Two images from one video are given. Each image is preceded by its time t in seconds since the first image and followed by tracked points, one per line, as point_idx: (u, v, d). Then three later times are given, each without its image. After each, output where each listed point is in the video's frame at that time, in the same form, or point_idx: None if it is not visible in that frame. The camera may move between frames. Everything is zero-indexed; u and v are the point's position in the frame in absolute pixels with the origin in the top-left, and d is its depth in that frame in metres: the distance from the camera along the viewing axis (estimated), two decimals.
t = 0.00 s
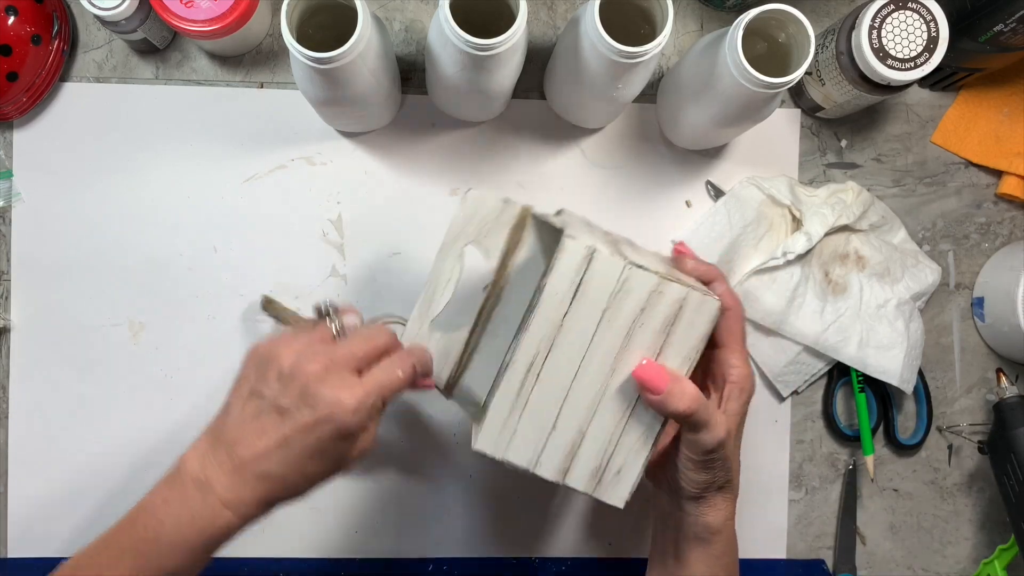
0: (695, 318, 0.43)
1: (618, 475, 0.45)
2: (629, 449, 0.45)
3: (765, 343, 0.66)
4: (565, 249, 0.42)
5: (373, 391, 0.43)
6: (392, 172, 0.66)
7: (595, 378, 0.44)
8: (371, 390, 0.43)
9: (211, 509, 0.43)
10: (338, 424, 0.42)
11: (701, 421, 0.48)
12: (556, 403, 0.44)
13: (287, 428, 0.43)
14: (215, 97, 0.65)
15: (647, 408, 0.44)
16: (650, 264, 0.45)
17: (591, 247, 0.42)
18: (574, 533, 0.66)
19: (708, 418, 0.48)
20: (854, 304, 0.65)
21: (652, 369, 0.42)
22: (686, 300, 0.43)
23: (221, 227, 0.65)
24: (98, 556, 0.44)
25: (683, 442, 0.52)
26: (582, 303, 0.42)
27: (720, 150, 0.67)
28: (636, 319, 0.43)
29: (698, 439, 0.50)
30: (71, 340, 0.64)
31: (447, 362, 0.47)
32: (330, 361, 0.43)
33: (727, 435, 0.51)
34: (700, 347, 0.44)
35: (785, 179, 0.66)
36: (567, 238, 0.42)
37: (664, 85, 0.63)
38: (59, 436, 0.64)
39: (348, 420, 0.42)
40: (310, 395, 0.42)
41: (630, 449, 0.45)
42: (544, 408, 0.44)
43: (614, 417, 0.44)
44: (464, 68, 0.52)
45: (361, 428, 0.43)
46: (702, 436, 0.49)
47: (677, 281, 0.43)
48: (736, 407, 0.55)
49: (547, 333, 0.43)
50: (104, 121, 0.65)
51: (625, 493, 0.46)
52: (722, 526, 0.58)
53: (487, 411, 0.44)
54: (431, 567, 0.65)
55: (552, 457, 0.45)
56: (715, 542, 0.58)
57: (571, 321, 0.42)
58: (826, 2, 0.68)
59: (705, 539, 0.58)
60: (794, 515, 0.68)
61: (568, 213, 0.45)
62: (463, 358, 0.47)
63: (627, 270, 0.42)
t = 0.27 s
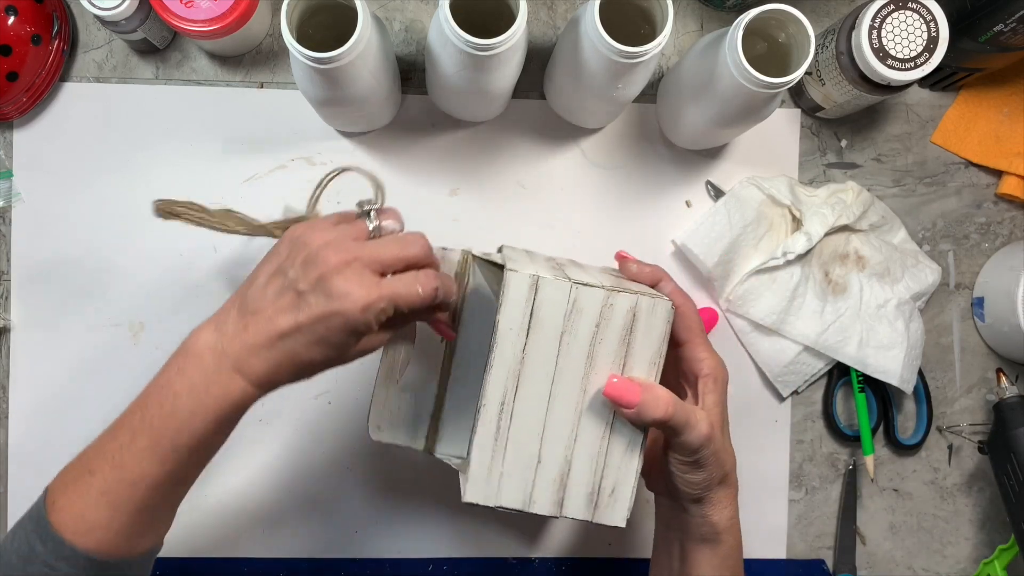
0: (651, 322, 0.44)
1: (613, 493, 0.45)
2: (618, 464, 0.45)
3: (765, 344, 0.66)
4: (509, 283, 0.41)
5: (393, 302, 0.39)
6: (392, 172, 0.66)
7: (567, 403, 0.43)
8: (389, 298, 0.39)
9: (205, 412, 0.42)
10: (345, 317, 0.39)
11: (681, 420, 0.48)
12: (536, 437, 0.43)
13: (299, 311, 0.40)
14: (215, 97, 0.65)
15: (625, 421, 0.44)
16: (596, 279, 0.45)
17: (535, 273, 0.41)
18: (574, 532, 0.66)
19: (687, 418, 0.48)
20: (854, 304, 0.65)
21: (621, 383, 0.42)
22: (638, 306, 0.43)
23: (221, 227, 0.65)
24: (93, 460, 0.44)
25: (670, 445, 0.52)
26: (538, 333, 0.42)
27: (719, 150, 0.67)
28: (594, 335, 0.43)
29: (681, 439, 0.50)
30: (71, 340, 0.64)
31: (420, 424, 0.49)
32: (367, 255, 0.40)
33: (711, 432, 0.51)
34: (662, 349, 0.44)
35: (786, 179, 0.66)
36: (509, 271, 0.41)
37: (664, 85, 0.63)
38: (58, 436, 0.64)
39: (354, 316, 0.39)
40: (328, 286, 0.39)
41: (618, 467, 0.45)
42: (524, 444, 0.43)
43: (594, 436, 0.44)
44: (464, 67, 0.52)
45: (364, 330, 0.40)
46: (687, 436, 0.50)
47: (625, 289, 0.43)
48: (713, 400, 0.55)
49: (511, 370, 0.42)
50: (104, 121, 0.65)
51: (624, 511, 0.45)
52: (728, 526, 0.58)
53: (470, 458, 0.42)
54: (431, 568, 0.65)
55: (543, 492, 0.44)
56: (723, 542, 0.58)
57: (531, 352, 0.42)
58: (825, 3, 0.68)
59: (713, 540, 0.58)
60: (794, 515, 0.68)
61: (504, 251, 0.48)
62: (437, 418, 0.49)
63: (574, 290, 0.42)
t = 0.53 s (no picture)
0: (640, 324, 0.43)
1: (627, 499, 0.44)
2: (627, 469, 0.44)
3: (765, 344, 0.66)
4: (498, 298, 0.42)
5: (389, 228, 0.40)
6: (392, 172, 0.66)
7: (570, 413, 0.43)
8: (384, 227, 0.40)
9: (219, 351, 0.43)
10: (343, 247, 0.40)
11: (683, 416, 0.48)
12: (543, 450, 0.43)
13: (297, 245, 0.41)
14: (215, 97, 0.65)
15: (629, 424, 0.43)
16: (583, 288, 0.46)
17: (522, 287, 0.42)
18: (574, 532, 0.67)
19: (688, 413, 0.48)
20: (854, 304, 0.65)
21: (622, 383, 0.42)
22: (627, 308, 0.43)
23: (221, 227, 0.65)
24: (107, 404, 0.45)
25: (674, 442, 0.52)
26: (533, 343, 0.42)
27: (720, 150, 0.67)
28: (587, 341, 0.43)
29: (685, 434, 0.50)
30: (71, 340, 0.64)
31: (423, 451, 0.46)
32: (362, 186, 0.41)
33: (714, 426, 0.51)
34: (656, 349, 0.44)
35: (786, 179, 0.66)
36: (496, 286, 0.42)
37: (664, 85, 0.63)
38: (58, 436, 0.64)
39: (351, 243, 0.40)
40: (325, 214, 0.40)
41: (628, 470, 0.44)
42: (532, 458, 0.42)
43: (601, 442, 0.43)
44: (464, 68, 0.52)
45: (361, 259, 0.41)
46: (689, 431, 0.50)
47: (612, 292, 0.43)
48: (709, 395, 0.55)
49: (511, 383, 0.42)
50: (104, 121, 0.65)
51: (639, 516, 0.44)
52: (732, 520, 0.58)
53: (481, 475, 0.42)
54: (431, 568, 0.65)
55: (557, 507, 0.43)
56: (728, 536, 0.58)
57: (529, 364, 0.42)
58: (826, 3, 0.68)
59: (718, 535, 0.58)
60: (794, 515, 0.68)
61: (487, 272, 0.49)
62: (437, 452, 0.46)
63: (564, 298, 0.43)
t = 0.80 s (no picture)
0: (669, 319, 0.43)
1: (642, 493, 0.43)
2: (644, 463, 0.43)
3: (765, 344, 0.66)
4: (535, 281, 0.41)
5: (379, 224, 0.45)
6: (392, 172, 0.66)
7: (595, 402, 0.42)
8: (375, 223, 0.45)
9: (223, 364, 0.50)
10: (335, 237, 0.46)
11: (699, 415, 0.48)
12: (566, 438, 0.42)
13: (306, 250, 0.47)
14: (215, 97, 0.65)
15: (650, 417, 0.43)
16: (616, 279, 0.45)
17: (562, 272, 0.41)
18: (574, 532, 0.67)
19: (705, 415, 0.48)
20: (854, 304, 0.65)
21: (648, 376, 0.42)
22: (658, 302, 0.43)
23: (220, 228, 0.65)
24: (123, 418, 0.50)
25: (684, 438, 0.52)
26: (566, 331, 0.41)
27: (719, 150, 0.67)
28: (618, 332, 0.42)
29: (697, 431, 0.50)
30: (71, 340, 0.64)
31: (422, 441, 0.41)
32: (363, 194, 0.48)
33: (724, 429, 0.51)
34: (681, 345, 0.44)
35: (786, 179, 0.66)
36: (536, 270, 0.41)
37: (664, 85, 0.63)
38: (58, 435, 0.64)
39: (346, 234, 0.45)
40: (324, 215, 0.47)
41: (645, 464, 0.43)
42: (555, 446, 0.42)
43: (622, 435, 0.43)
44: (464, 67, 0.52)
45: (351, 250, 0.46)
46: (702, 430, 0.50)
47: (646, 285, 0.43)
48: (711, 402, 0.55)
49: (540, 371, 0.41)
50: (105, 122, 0.65)
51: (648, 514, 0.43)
52: (725, 524, 0.59)
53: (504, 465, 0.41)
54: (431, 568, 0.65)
55: (575, 495, 0.42)
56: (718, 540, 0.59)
57: (560, 350, 0.41)
58: (826, 2, 0.68)
59: (710, 539, 0.59)
60: (794, 515, 0.68)
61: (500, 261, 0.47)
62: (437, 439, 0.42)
63: (599, 286, 0.42)
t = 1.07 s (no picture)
0: (669, 314, 0.44)
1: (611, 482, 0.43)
2: (620, 449, 0.43)
3: (765, 344, 0.66)
4: (547, 253, 0.41)
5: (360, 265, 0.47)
6: (392, 172, 0.66)
7: (583, 382, 0.43)
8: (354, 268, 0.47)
9: (222, 428, 0.52)
10: (323, 291, 0.47)
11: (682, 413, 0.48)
12: (551, 412, 0.42)
13: (299, 319, 0.49)
14: (214, 97, 0.65)
15: (632, 406, 0.43)
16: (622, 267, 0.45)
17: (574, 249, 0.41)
18: (574, 533, 0.66)
19: (688, 412, 0.48)
20: (854, 304, 0.65)
21: (639, 361, 0.42)
22: (662, 295, 0.43)
23: (220, 228, 0.65)
24: (125, 487, 0.52)
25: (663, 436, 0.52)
26: (568, 306, 0.42)
27: (719, 150, 0.67)
28: (619, 317, 0.43)
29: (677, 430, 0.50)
30: (70, 340, 0.64)
31: (410, 392, 0.41)
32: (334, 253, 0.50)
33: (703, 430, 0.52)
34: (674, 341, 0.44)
35: (785, 179, 0.66)
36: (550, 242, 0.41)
37: (664, 85, 0.63)
38: (58, 435, 0.64)
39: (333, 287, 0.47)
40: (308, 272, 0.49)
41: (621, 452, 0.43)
42: (538, 418, 0.42)
43: (604, 420, 0.43)
44: (464, 67, 0.52)
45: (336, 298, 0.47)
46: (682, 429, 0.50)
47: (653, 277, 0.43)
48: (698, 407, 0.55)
49: (536, 338, 0.41)
50: (105, 122, 0.65)
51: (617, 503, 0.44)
52: (693, 524, 0.59)
53: (484, 423, 0.41)
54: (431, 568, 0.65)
55: (547, 469, 0.42)
56: (687, 539, 0.59)
57: (559, 323, 0.41)
58: (826, 2, 0.68)
59: (678, 539, 0.59)
60: (794, 515, 0.68)
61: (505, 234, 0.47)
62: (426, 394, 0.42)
63: (606, 270, 0.42)
